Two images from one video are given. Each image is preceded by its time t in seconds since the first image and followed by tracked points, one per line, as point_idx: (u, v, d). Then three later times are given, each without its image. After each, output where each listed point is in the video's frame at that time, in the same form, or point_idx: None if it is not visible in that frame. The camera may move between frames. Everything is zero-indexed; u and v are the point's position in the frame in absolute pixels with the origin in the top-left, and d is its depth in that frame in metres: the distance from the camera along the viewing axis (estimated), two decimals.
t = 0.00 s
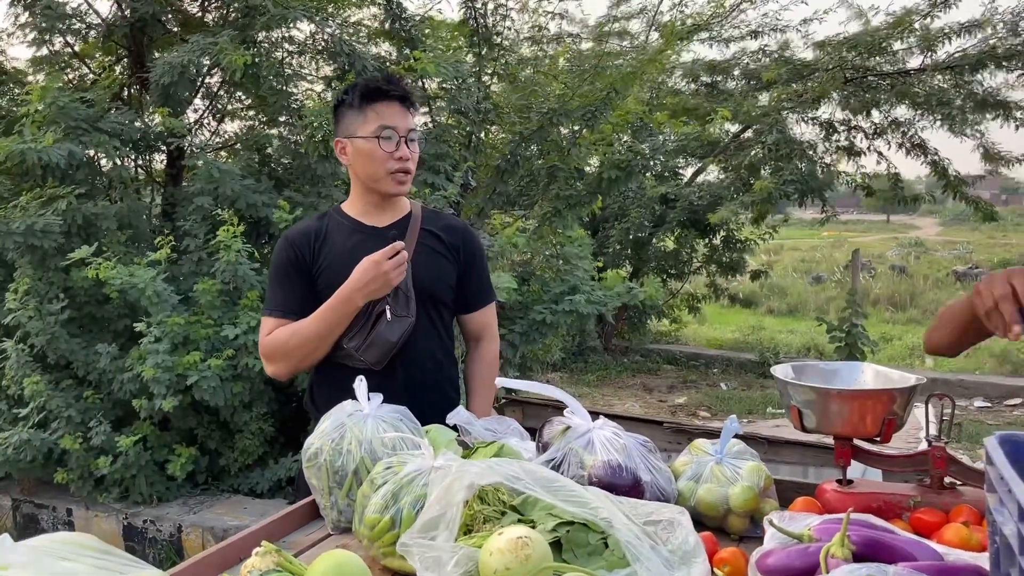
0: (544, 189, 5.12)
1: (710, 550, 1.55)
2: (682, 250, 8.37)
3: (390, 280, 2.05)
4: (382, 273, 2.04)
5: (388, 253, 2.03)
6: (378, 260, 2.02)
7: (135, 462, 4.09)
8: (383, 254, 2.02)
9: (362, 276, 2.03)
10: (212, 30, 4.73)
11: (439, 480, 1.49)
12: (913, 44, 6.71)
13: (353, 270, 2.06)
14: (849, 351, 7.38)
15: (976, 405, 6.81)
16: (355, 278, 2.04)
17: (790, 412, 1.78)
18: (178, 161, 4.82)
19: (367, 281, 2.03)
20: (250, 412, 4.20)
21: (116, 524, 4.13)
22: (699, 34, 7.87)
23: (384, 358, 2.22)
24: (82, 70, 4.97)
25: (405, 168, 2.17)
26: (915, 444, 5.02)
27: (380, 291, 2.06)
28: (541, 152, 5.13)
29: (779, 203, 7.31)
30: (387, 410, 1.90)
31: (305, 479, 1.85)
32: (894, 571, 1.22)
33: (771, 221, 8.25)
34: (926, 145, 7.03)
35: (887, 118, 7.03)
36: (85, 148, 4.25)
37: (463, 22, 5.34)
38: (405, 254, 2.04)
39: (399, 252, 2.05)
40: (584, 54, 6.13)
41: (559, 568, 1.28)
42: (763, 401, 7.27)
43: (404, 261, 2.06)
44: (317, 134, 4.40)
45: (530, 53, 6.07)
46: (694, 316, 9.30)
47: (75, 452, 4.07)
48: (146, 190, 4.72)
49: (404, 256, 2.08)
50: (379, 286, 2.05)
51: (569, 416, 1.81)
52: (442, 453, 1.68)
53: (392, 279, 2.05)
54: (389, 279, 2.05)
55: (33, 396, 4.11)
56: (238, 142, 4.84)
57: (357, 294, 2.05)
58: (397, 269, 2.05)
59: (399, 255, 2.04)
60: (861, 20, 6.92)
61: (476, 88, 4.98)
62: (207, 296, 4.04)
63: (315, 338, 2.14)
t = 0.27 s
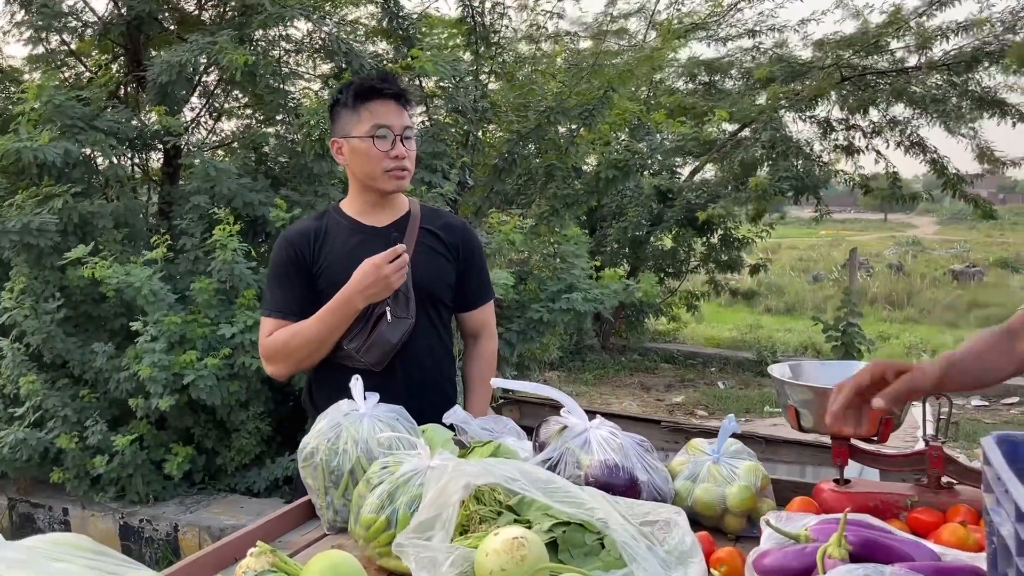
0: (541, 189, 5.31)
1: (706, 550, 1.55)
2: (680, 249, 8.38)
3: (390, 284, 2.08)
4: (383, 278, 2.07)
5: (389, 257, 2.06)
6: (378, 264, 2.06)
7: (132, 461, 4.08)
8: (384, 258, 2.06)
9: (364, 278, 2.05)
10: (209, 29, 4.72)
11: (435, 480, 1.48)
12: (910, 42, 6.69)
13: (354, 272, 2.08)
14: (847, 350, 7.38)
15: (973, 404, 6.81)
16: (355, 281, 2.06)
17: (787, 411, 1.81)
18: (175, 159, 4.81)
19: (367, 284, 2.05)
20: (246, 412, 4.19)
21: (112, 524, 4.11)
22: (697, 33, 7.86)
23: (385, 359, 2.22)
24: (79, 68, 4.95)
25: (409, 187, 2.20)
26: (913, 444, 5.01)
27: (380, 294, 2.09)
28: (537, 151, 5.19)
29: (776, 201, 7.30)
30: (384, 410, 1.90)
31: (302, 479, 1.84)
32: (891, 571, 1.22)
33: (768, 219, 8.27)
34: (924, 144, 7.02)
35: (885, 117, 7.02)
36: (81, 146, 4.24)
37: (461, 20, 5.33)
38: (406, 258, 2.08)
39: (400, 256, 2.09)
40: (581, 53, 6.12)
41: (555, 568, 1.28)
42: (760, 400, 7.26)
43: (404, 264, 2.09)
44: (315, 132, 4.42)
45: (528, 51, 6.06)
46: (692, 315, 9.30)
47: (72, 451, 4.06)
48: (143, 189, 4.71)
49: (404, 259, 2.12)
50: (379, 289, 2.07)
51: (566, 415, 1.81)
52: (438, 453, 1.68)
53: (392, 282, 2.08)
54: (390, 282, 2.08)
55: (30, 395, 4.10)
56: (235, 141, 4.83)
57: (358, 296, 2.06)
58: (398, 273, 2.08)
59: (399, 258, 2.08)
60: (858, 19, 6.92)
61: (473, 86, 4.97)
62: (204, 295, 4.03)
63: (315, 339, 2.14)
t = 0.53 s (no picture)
0: (538, 187, 5.28)
1: (701, 550, 1.55)
2: (677, 248, 8.40)
3: (403, 276, 2.04)
4: (396, 268, 2.03)
5: (401, 248, 2.02)
6: (390, 255, 2.01)
7: (127, 460, 4.07)
8: (396, 250, 2.02)
9: (375, 270, 2.02)
10: (205, 27, 4.71)
11: (430, 479, 1.48)
12: (907, 43, 6.70)
13: (366, 265, 2.04)
14: (843, 349, 7.40)
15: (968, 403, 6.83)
16: (367, 273, 2.02)
17: (783, 411, 1.80)
18: (171, 158, 4.80)
19: (380, 276, 2.02)
20: (242, 411, 4.18)
21: (108, 523, 4.10)
22: (694, 32, 7.86)
23: (398, 355, 2.20)
24: (75, 67, 4.94)
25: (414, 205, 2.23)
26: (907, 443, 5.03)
27: (392, 286, 2.05)
28: (535, 150, 5.18)
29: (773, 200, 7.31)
30: (379, 409, 1.90)
31: (297, 478, 1.84)
32: (885, 571, 1.22)
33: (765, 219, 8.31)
34: (921, 144, 7.04)
35: (881, 117, 7.03)
36: (76, 145, 4.22)
37: (457, 18, 5.36)
38: (418, 249, 2.04)
39: (412, 246, 2.04)
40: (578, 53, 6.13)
41: (549, 568, 1.27)
42: (756, 399, 7.28)
43: (416, 255, 2.05)
44: (312, 131, 4.43)
45: (525, 50, 6.05)
46: (689, 314, 9.32)
47: (67, 451, 4.05)
48: (138, 187, 4.69)
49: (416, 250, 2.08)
50: (391, 281, 2.03)
51: (561, 415, 1.80)
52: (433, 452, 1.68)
53: (405, 274, 2.04)
54: (403, 273, 2.03)
55: (25, 394, 4.09)
56: (232, 140, 4.82)
57: (370, 289, 2.04)
58: (411, 264, 2.04)
59: (411, 249, 2.04)
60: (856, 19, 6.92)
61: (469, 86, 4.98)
62: (199, 294, 4.03)
63: (328, 333, 2.12)
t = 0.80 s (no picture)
0: (534, 187, 5.13)
1: (697, 550, 1.55)
2: (673, 248, 8.40)
3: (417, 275, 2.03)
4: (410, 268, 2.02)
5: (414, 248, 2.01)
6: (405, 255, 2.00)
7: (123, 460, 4.06)
8: (410, 250, 2.01)
9: (390, 270, 2.01)
10: (201, 26, 4.70)
11: (425, 480, 1.47)
12: (905, 45, 6.73)
13: (381, 265, 2.04)
14: (839, 349, 7.42)
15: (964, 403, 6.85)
16: (382, 273, 2.02)
17: (779, 410, 1.79)
18: (166, 157, 4.79)
19: (394, 276, 2.01)
20: (239, 410, 4.17)
21: (103, 523, 4.09)
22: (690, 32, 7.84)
23: (416, 355, 2.20)
24: (70, 66, 4.92)
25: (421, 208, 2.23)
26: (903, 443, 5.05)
27: (407, 286, 2.04)
28: (531, 149, 5.15)
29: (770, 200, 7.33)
30: (375, 409, 1.89)
31: (292, 479, 1.83)
32: (881, 571, 1.21)
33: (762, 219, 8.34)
34: (917, 146, 7.05)
35: (878, 119, 7.04)
36: (72, 144, 4.21)
37: (454, 15, 5.47)
38: (432, 248, 2.03)
39: (426, 245, 2.03)
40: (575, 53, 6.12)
41: (545, 569, 1.27)
42: (753, 398, 7.29)
43: (430, 253, 2.04)
44: (308, 130, 4.43)
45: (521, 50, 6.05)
46: (686, 314, 9.34)
47: (62, 451, 4.04)
48: (134, 187, 4.68)
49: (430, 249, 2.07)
50: (406, 280, 2.03)
51: (558, 415, 1.80)
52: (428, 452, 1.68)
53: (419, 273, 2.03)
54: (417, 273, 2.03)
55: (20, 394, 4.08)
56: (228, 139, 4.81)
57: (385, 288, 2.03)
58: (424, 263, 2.03)
59: (425, 248, 2.03)
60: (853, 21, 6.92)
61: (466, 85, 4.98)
62: (195, 293, 4.02)
63: (344, 332, 2.12)
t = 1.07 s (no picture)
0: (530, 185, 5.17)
1: (693, 550, 1.55)
2: (670, 248, 8.40)
3: (415, 266, 2.07)
4: (407, 260, 2.07)
5: (412, 240, 2.06)
6: (402, 248, 2.06)
7: (118, 461, 4.05)
8: (406, 241, 2.06)
9: (391, 260, 2.06)
10: (197, 26, 4.69)
11: (421, 480, 1.47)
12: (902, 48, 6.75)
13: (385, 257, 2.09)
14: (835, 349, 7.44)
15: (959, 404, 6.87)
16: (383, 267, 2.08)
17: (774, 410, 1.79)
18: (162, 157, 4.78)
19: (394, 268, 2.07)
20: (235, 411, 4.17)
21: (99, 524, 4.08)
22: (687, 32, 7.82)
23: (424, 357, 2.20)
24: (65, 65, 4.90)
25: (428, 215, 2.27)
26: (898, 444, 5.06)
27: (409, 277, 2.09)
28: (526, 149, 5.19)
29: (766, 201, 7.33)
30: (371, 409, 1.89)
31: (288, 479, 1.83)
32: (876, 571, 1.21)
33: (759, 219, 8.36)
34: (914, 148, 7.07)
35: (874, 121, 7.06)
36: (67, 144, 4.20)
37: (449, 15, 5.50)
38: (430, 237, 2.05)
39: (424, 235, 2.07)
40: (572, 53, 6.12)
41: (541, 568, 1.27)
42: (749, 398, 7.30)
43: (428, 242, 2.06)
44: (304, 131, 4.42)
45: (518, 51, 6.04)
46: (682, 314, 9.35)
47: (58, 451, 4.02)
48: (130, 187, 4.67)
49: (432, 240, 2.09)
50: (406, 272, 2.08)
51: (553, 415, 1.80)
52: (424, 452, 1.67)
53: (417, 264, 2.07)
54: (416, 264, 2.07)
55: (15, 395, 4.07)
56: (224, 139, 4.81)
57: (388, 278, 2.08)
58: (422, 254, 2.06)
59: (422, 238, 2.06)
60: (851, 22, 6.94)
61: (462, 85, 4.98)
62: (191, 293, 4.01)
63: (357, 327, 2.17)
